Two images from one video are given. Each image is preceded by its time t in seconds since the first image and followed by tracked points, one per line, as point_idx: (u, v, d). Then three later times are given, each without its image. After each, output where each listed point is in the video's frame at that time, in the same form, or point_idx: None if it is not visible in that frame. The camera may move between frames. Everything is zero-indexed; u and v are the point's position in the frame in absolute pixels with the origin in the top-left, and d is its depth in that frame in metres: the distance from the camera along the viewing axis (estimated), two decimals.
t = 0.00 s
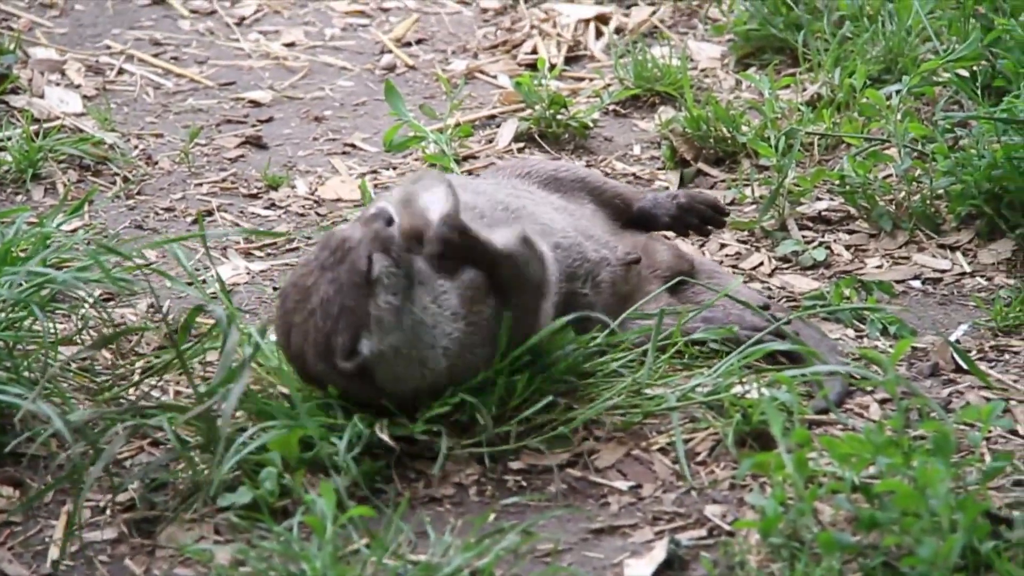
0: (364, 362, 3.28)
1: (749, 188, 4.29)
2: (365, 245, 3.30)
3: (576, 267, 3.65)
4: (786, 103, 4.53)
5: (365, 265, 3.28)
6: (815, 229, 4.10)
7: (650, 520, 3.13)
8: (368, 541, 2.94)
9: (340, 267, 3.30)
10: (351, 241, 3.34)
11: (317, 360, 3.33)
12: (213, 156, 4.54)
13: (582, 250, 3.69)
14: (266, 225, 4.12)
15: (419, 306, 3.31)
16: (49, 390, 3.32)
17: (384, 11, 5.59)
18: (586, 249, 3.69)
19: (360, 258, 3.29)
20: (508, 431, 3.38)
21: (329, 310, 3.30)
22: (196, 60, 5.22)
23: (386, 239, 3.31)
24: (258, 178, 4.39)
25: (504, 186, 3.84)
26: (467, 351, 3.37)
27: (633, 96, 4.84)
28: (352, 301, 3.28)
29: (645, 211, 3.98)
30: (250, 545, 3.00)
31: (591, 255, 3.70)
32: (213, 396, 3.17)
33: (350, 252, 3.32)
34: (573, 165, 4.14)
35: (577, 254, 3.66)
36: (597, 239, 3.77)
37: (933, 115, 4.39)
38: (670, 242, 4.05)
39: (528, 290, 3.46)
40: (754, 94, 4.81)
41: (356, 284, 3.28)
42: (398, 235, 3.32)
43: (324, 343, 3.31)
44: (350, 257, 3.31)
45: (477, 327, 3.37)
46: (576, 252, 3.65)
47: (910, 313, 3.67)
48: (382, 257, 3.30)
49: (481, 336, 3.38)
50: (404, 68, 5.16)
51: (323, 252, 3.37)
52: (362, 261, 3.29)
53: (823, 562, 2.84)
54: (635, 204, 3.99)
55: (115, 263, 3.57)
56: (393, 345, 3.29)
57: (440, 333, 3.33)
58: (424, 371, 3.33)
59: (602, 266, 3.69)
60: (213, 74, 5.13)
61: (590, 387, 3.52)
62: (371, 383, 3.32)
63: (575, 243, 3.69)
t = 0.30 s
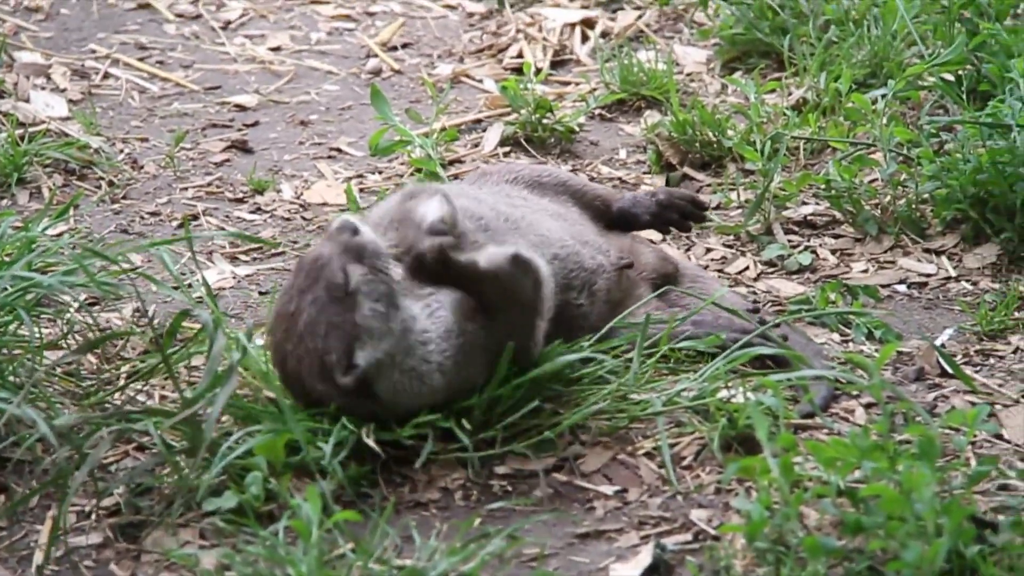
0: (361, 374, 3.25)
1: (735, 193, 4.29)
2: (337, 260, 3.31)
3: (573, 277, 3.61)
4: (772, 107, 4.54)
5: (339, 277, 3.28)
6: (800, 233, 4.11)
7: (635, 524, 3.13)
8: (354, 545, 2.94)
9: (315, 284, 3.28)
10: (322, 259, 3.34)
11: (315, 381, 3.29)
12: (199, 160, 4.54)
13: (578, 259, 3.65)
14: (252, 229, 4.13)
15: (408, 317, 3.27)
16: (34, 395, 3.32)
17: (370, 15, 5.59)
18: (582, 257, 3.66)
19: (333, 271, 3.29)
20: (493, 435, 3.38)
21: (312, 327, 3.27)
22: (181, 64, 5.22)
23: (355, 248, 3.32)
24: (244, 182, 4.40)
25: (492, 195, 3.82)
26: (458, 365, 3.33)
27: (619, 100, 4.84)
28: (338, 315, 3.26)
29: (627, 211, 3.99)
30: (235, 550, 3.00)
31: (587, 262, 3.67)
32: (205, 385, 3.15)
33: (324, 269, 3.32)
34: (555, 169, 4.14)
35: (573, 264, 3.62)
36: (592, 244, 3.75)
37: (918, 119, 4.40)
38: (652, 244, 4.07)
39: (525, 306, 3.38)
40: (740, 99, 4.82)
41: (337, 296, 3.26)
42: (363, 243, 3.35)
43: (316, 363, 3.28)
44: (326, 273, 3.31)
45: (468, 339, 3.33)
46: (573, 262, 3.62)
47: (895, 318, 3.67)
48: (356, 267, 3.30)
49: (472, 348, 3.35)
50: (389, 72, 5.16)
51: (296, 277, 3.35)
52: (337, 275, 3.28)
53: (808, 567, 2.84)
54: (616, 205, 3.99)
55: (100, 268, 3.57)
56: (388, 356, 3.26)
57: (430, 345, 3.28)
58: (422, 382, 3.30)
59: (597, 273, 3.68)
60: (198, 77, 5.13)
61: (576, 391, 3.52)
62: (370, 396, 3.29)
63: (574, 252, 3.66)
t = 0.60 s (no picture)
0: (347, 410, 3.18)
1: (724, 203, 4.30)
2: (298, 306, 3.17)
3: (554, 277, 3.69)
4: (760, 117, 4.54)
5: (307, 322, 3.15)
6: (789, 242, 4.11)
7: (624, 534, 3.12)
8: (342, 555, 2.93)
9: (282, 334, 3.14)
10: (280, 308, 3.19)
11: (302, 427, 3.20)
12: (187, 168, 4.54)
13: (557, 259, 3.73)
14: (240, 238, 4.13)
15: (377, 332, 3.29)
16: (22, 404, 3.32)
17: (359, 23, 5.59)
18: (560, 258, 3.73)
19: (297, 317, 3.16)
20: (481, 443, 3.37)
21: (286, 378, 3.15)
22: (170, 73, 5.22)
23: (314, 288, 3.20)
24: (233, 191, 4.40)
25: (468, 198, 3.86)
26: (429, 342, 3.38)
27: (608, 109, 4.84)
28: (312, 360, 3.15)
29: (614, 218, 3.99)
30: (224, 559, 3.00)
31: (566, 263, 3.74)
32: (182, 413, 3.19)
33: (288, 317, 3.17)
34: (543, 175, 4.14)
35: (551, 262, 3.70)
36: (571, 246, 3.80)
37: (907, 129, 4.40)
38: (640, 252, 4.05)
39: (469, 257, 3.48)
40: (728, 108, 4.82)
41: (309, 342, 3.14)
42: (324, 286, 3.21)
43: (298, 409, 3.18)
44: (289, 319, 3.17)
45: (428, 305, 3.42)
46: (553, 262, 3.70)
47: (884, 327, 3.68)
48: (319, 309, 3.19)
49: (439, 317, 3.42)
50: (378, 81, 5.16)
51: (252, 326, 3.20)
52: (304, 321, 3.15)
53: None
54: (604, 211, 3.99)
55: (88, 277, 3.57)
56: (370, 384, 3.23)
57: (395, 327, 3.35)
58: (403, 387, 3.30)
59: (576, 274, 3.74)
60: (187, 86, 5.13)
61: (564, 400, 3.51)
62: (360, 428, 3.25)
63: (551, 252, 3.72)
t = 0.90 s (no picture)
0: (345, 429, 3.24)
1: (717, 209, 4.30)
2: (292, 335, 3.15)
3: (543, 286, 3.71)
4: (754, 123, 4.55)
5: (303, 351, 3.15)
6: (783, 249, 4.11)
7: (617, 540, 3.12)
8: (336, 560, 2.93)
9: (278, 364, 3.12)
10: (272, 337, 3.16)
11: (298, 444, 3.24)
12: (181, 174, 4.55)
13: (546, 268, 3.74)
14: (235, 243, 4.14)
15: (366, 342, 3.30)
16: (16, 410, 3.32)
17: (353, 29, 5.59)
18: (551, 268, 3.75)
19: (292, 347, 3.14)
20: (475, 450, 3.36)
21: (284, 405, 3.15)
22: (164, 78, 5.23)
23: (307, 317, 3.19)
24: (227, 197, 4.40)
25: (461, 203, 3.89)
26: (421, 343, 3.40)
27: (602, 116, 4.85)
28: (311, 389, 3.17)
29: (611, 225, 3.99)
30: (218, 565, 3.00)
31: (556, 272, 3.75)
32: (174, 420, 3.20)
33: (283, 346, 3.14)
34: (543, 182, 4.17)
35: (541, 271, 3.72)
36: (562, 257, 3.82)
37: (900, 136, 4.40)
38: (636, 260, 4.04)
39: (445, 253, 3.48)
40: (722, 114, 4.82)
41: (308, 372, 3.15)
42: (315, 312, 3.20)
43: (296, 430, 3.19)
44: (283, 350, 3.14)
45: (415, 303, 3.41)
46: (542, 270, 3.71)
47: (878, 333, 3.68)
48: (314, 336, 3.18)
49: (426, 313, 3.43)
50: (372, 87, 5.16)
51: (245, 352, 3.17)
52: (300, 350, 3.15)
53: None
54: (601, 218, 4.00)
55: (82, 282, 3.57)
56: (366, 401, 3.27)
57: (385, 333, 3.34)
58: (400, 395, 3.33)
59: (565, 284, 3.75)
60: (181, 92, 5.13)
61: (558, 406, 3.50)
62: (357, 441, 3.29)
63: (541, 262, 3.74)
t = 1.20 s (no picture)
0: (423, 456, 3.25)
1: (714, 215, 4.30)
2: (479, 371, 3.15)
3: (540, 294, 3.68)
4: (751, 129, 4.55)
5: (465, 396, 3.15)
6: (779, 255, 4.11)
7: (614, 545, 3.12)
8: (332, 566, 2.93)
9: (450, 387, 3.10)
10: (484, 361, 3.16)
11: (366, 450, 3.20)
12: (177, 179, 4.55)
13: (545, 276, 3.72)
14: (231, 249, 4.14)
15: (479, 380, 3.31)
16: (13, 415, 3.32)
17: (350, 35, 5.59)
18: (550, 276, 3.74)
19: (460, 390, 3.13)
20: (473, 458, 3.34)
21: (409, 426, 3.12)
22: (160, 83, 5.23)
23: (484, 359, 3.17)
24: (223, 202, 4.40)
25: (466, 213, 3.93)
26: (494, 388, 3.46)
27: (598, 121, 4.85)
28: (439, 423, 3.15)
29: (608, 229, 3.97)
30: (214, 570, 2.99)
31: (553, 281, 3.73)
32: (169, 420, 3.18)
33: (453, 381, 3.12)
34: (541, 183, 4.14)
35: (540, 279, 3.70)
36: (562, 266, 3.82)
37: (897, 142, 4.41)
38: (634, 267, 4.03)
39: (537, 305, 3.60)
40: (719, 120, 4.83)
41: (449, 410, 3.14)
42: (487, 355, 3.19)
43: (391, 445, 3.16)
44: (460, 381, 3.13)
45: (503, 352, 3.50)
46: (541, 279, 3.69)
47: (874, 340, 3.68)
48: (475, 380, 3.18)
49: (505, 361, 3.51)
50: (369, 92, 5.16)
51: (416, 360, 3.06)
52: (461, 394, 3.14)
53: None
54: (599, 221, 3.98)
55: (78, 287, 3.57)
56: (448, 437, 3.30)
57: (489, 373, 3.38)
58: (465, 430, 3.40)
59: (563, 292, 3.75)
60: (177, 97, 5.13)
61: (555, 413, 3.50)
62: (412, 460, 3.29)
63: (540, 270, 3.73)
